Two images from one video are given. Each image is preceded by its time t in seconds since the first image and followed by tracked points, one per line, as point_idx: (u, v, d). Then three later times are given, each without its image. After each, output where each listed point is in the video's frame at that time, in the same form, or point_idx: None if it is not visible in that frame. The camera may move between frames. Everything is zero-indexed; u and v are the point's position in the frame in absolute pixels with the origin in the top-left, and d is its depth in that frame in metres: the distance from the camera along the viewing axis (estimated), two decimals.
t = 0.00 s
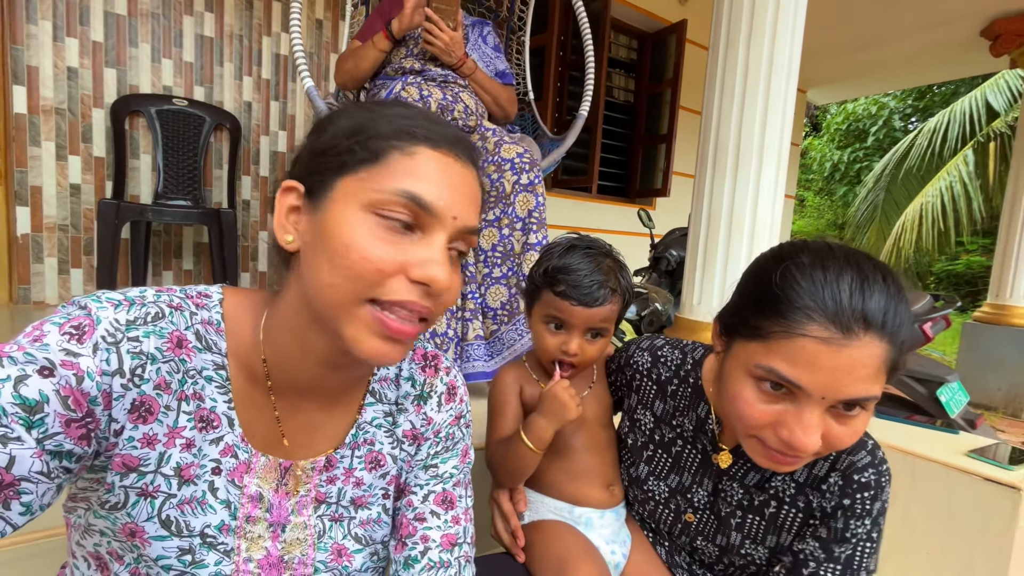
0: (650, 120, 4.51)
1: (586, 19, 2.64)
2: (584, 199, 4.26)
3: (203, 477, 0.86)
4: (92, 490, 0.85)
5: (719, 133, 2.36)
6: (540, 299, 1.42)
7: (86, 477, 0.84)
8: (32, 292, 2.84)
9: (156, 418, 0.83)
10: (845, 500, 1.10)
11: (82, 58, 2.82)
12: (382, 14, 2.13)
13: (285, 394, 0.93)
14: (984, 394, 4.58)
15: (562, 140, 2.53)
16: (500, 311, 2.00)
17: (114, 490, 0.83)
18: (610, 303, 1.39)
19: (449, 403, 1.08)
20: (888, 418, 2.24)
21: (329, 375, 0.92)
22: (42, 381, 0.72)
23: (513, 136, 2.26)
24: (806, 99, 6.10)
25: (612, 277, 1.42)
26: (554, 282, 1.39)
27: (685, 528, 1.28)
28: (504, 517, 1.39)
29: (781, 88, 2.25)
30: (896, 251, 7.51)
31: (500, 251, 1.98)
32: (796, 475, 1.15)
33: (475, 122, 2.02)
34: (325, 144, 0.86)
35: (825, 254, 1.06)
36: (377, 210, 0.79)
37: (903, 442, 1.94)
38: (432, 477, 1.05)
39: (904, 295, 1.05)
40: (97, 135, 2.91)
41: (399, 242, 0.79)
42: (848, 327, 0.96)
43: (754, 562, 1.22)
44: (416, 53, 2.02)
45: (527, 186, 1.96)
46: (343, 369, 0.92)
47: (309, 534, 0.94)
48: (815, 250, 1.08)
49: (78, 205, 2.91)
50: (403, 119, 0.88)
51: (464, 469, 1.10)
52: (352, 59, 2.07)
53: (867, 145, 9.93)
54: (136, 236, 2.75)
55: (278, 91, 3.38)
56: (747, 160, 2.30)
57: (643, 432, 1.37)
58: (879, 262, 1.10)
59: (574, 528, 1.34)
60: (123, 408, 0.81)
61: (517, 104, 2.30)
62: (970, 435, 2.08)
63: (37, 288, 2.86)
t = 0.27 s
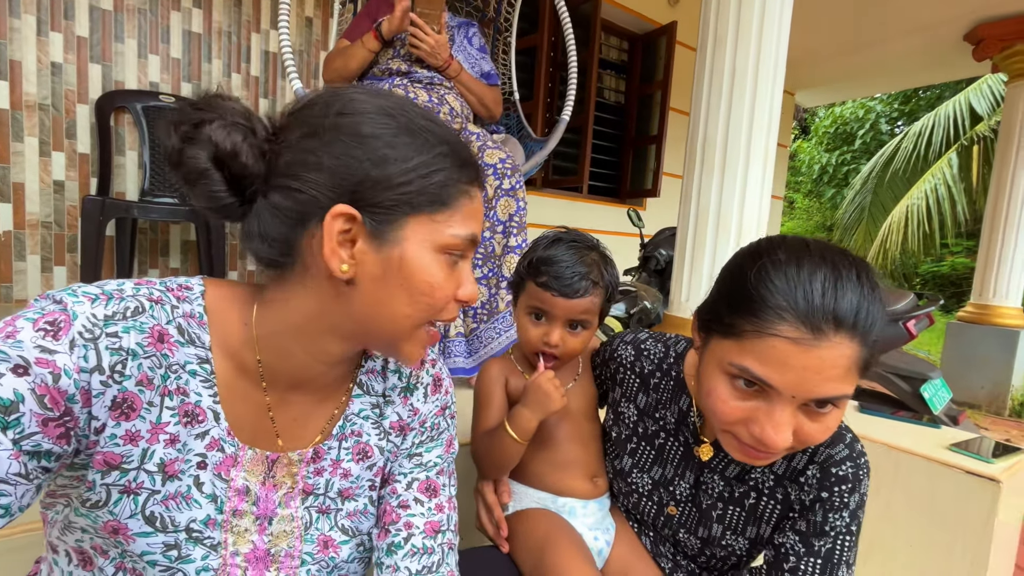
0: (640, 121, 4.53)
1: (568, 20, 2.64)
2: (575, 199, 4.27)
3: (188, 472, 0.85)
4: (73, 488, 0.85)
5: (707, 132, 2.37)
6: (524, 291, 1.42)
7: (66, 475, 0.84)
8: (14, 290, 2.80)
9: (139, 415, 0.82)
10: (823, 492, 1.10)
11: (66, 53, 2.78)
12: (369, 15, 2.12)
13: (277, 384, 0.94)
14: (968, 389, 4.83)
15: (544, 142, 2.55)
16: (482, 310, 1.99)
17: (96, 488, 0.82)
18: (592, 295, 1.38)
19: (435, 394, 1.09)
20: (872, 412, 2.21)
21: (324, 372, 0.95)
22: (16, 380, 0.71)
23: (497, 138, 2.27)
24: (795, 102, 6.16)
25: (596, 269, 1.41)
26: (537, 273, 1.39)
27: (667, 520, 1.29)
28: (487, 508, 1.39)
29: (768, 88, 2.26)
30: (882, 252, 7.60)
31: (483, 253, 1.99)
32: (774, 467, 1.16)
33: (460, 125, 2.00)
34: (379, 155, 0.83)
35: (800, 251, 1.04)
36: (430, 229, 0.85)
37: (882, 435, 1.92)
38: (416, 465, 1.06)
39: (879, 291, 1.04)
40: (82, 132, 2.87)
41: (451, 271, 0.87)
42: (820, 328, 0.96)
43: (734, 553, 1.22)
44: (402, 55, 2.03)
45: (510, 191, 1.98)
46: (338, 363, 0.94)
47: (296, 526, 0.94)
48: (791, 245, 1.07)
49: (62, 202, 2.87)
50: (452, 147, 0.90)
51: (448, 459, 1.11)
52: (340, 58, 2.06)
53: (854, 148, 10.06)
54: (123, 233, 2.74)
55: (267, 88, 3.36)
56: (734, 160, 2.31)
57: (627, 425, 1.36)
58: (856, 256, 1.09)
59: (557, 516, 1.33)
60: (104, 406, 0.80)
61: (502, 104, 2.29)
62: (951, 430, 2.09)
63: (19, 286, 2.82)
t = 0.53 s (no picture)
0: (631, 123, 4.56)
1: (553, 28, 2.64)
2: (567, 201, 4.27)
3: (183, 462, 0.87)
4: (68, 479, 0.85)
5: (695, 134, 2.32)
6: (509, 288, 1.42)
7: (62, 467, 0.84)
8: None
9: (137, 407, 0.83)
10: (800, 481, 1.10)
11: (52, 51, 2.75)
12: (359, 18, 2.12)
13: (275, 378, 0.95)
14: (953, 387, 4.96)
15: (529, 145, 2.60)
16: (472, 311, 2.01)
17: (92, 479, 0.83)
18: (576, 291, 1.38)
19: (423, 390, 1.10)
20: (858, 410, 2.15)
21: (321, 369, 0.97)
22: (16, 373, 0.72)
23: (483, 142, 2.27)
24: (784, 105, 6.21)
25: (580, 266, 1.41)
26: (522, 269, 1.39)
27: (653, 512, 1.27)
28: (474, 503, 1.39)
29: (756, 89, 2.22)
30: (871, 255, 7.67)
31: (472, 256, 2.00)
32: (755, 457, 1.16)
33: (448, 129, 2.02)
34: (423, 187, 0.86)
35: (773, 243, 1.04)
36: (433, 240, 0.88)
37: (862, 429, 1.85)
38: (404, 456, 1.06)
39: (850, 285, 1.04)
40: (68, 131, 2.83)
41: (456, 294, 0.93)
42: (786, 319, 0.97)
43: (717, 544, 1.21)
44: (391, 59, 2.02)
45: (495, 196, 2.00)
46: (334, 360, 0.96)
47: (287, 516, 0.96)
48: (764, 237, 1.07)
49: (47, 202, 2.83)
50: (488, 195, 0.94)
51: (436, 452, 1.11)
52: (329, 61, 2.04)
53: (843, 152, 10.19)
54: (111, 231, 2.73)
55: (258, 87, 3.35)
56: (722, 161, 2.27)
57: (612, 417, 1.36)
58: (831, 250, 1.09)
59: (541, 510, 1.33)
60: (104, 398, 0.80)
61: (488, 108, 2.29)
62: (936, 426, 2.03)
63: (3, 287, 2.77)
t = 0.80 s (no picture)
0: (625, 118, 4.55)
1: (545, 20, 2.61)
2: (562, 197, 4.28)
3: (180, 450, 0.85)
4: (65, 466, 0.82)
5: (688, 130, 2.31)
6: (497, 277, 1.41)
7: (60, 453, 0.81)
8: None
9: (136, 394, 0.82)
10: (790, 475, 1.09)
11: (36, 43, 2.69)
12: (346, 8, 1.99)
13: (276, 369, 0.94)
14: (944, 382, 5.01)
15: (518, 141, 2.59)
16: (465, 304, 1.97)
17: (89, 465, 0.81)
18: (564, 279, 1.37)
19: (416, 386, 1.08)
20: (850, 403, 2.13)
21: (319, 362, 0.96)
22: (16, 357, 0.70)
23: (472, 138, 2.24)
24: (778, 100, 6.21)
25: (568, 255, 1.40)
26: (510, 258, 1.38)
27: (642, 506, 1.27)
28: (464, 499, 1.36)
29: (749, 84, 2.21)
30: (863, 250, 7.71)
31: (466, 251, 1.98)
32: (745, 452, 1.15)
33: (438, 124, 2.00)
34: (427, 184, 0.84)
35: (761, 241, 1.01)
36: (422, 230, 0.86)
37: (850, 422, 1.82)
38: (396, 450, 1.05)
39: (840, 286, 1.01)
40: (53, 124, 2.78)
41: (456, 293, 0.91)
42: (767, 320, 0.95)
43: (707, 538, 1.21)
44: (381, 52, 1.98)
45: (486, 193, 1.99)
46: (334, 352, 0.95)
47: (281, 508, 0.94)
48: (755, 234, 1.03)
49: (33, 196, 2.78)
50: (489, 196, 0.93)
51: (428, 447, 1.09)
52: (317, 55, 2.00)
53: (837, 147, 10.23)
54: (98, 227, 2.66)
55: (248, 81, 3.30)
56: (715, 156, 2.25)
57: (602, 412, 1.34)
58: (826, 248, 1.05)
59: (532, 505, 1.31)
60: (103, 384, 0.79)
61: (478, 104, 2.26)
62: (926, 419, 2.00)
63: None
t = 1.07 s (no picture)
0: (626, 116, 4.52)
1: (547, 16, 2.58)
2: (562, 196, 4.26)
3: (173, 464, 0.83)
4: (52, 480, 0.81)
5: (689, 127, 2.28)
6: (497, 275, 1.39)
7: (47, 467, 0.80)
8: None
9: (128, 406, 0.80)
10: (805, 477, 1.09)
11: (31, 43, 2.67)
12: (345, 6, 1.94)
13: (271, 381, 0.92)
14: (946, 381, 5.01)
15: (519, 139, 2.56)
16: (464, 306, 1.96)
17: (78, 479, 0.79)
18: (567, 276, 1.36)
19: (414, 398, 1.07)
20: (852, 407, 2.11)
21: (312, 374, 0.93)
22: (6, 369, 0.69)
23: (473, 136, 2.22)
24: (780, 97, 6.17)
25: (569, 254, 1.38)
26: (512, 255, 1.36)
27: (643, 513, 1.25)
28: (457, 509, 1.35)
29: (751, 81, 2.18)
30: (865, 247, 7.68)
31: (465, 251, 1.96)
32: (752, 456, 1.12)
33: (437, 123, 1.97)
34: (426, 208, 0.83)
35: (741, 289, 0.92)
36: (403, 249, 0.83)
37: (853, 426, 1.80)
38: (392, 464, 1.03)
39: (826, 325, 0.94)
40: (49, 125, 2.77)
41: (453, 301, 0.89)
42: (749, 380, 0.91)
43: (713, 544, 1.19)
44: (379, 49, 1.96)
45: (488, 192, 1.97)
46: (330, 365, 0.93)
47: (276, 523, 0.93)
48: (734, 276, 0.93)
49: (29, 197, 2.76)
50: (489, 206, 0.91)
51: (425, 461, 1.08)
52: (314, 53, 1.98)
53: (839, 144, 10.20)
54: (95, 228, 2.65)
55: (246, 80, 3.28)
56: (717, 154, 2.22)
57: (598, 418, 1.30)
58: (812, 278, 0.96)
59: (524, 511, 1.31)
60: (94, 396, 0.77)
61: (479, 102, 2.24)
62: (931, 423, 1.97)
63: None
